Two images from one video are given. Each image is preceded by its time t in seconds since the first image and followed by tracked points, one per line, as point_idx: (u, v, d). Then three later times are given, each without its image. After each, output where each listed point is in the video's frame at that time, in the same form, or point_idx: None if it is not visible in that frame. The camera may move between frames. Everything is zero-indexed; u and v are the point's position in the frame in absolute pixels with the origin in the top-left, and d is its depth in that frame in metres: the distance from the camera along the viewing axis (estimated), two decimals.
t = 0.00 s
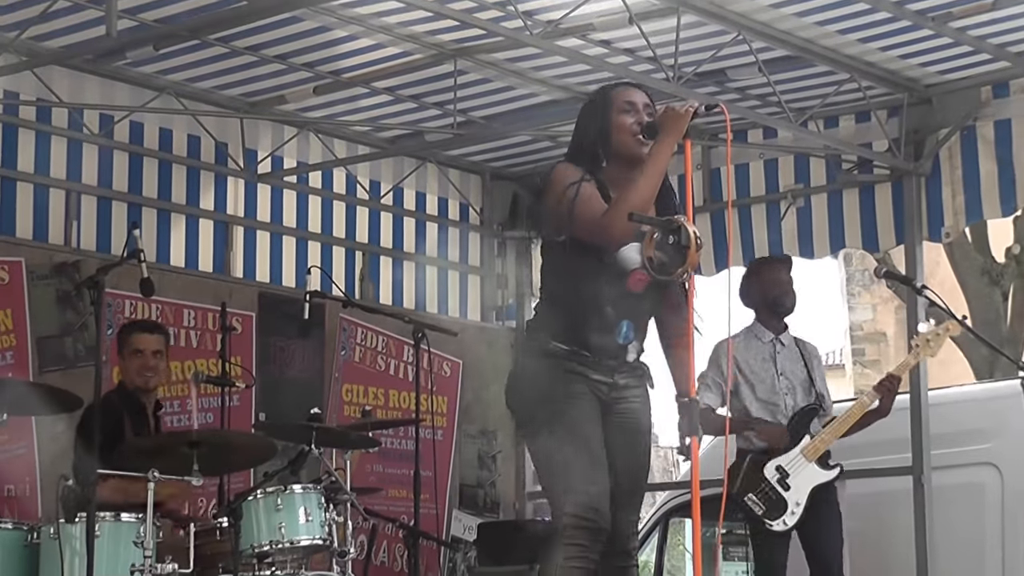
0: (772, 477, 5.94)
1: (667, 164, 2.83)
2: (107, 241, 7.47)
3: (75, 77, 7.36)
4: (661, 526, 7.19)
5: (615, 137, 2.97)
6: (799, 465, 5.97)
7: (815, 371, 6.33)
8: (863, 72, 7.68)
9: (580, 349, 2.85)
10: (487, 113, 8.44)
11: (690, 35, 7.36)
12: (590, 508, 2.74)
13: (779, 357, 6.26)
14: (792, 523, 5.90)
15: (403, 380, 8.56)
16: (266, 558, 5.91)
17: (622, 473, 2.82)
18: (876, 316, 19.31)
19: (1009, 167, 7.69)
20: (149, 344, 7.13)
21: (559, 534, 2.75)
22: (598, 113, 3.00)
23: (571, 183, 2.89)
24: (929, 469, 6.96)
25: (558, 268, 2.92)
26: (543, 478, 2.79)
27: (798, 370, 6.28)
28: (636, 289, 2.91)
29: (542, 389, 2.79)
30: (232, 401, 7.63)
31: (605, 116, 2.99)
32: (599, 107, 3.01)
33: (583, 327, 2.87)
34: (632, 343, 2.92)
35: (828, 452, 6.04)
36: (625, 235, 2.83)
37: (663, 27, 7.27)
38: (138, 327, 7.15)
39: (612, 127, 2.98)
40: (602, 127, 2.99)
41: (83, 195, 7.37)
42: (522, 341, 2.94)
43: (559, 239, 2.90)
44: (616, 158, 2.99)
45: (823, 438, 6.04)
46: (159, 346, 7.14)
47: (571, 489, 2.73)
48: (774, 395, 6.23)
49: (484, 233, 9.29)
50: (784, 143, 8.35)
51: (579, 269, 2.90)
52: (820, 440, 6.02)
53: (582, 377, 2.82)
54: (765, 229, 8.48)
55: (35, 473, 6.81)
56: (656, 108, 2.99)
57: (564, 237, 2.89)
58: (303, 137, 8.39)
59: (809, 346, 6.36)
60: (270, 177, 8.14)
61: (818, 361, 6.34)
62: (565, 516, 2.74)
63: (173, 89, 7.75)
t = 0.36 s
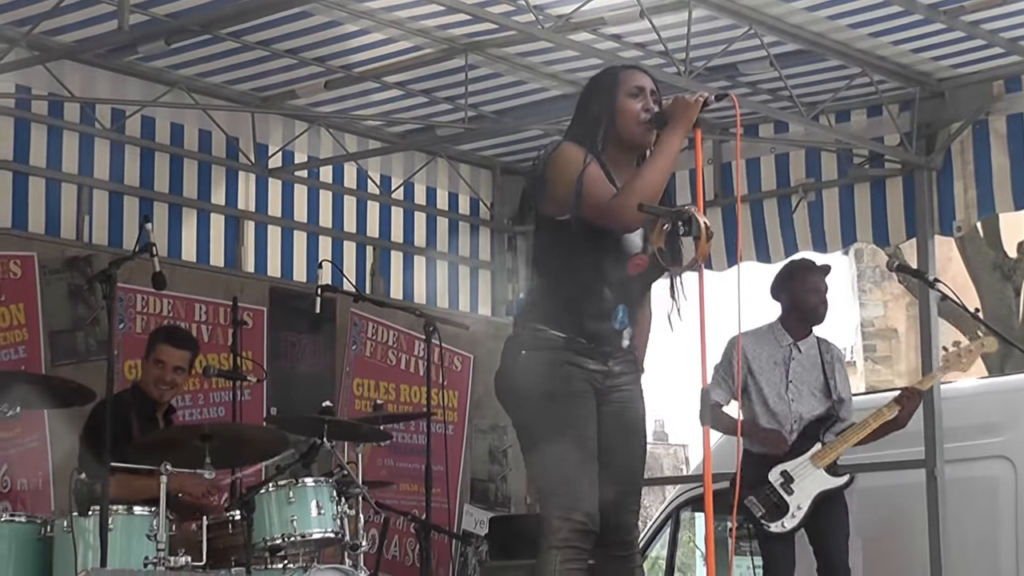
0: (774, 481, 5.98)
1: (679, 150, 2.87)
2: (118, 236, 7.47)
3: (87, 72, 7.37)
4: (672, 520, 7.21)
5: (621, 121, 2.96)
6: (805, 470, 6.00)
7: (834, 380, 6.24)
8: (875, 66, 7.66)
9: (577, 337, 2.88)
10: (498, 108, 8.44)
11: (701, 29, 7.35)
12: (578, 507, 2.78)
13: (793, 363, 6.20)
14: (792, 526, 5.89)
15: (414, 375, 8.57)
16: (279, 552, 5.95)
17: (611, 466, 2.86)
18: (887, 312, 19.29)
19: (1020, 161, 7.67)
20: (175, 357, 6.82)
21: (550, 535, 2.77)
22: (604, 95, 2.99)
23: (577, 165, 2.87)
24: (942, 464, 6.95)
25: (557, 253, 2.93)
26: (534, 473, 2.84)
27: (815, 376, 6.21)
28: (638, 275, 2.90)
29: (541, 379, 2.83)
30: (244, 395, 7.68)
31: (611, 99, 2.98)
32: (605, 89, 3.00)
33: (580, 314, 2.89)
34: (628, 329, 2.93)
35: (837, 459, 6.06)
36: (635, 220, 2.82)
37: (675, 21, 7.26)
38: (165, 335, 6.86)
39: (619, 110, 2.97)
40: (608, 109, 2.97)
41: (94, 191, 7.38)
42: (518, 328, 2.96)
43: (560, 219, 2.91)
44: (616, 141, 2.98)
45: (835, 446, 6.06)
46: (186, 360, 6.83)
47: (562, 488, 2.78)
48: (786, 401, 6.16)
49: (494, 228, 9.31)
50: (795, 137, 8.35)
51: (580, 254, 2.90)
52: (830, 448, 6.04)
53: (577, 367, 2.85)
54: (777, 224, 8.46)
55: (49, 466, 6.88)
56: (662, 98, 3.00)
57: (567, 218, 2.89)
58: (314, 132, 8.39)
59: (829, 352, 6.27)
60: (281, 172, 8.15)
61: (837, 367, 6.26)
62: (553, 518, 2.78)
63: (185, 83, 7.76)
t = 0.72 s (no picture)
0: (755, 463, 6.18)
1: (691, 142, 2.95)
2: (131, 231, 7.49)
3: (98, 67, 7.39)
4: (684, 516, 7.20)
5: (630, 112, 3.03)
6: (786, 452, 6.18)
7: (820, 363, 6.33)
8: (887, 61, 7.63)
9: (571, 330, 2.93)
10: (509, 103, 8.45)
11: (713, 23, 7.33)
12: (586, 502, 2.82)
13: (773, 348, 6.42)
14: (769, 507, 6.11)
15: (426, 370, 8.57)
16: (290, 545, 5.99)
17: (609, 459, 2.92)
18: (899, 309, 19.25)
19: None
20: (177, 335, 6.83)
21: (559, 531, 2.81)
22: (612, 88, 3.07)
23: (588, 156, 2.92)
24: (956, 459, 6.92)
25: (554, 244, 2.97)
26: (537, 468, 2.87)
27: (797, 358, 6.38)
28: (634, 270, 2.95)
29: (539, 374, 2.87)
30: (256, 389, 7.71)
31: (621, 92, 3.05)
32: (614, 80, 3.08)
33: (576, 307, 2.94)
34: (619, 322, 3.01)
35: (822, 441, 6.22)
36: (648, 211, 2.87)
37: (686, 16, 7.25)
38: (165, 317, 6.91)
39: (628, 102, 3.04)
40: (618, 101, 3.05)
41: (106, 185, 7.40)
42: (505, 323, 2.99)
43: (565, 206, 2.94)
44: (626, 134, 3.06)
45: (819, 426, 6.21)
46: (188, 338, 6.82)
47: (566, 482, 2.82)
48: (768, 385, 6.40)
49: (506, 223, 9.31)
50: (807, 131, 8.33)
51: (577, 247, 2.95)
52: (815, 429, 6.20)
53: (574, 360, 2.91)
54: (788, 218, 8.47)
55: (61, 460, 6.91)
56: (669, 93, 3.09)
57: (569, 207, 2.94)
58: (325, 126, 8.38)
59: (816, 334, 6.38)
60: (293, 167, 8.16)
61: (826, 348, 6.34)
62: (561, 513, 2.82)
63: (196, 79, 7.77)
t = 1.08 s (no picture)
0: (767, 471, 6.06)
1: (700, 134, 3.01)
2: (143, 227, 7.49)
3: (111, 63, 7.41)
4: (695, 512, 7.21)
5: (636, 104, 3.11)
6: (795, 457, 6.12)
7: (823, 365, 6.39)
8: (899, 56, 7.61)
9: (579, 323, 3.04)
10: (521, 99, 8.45)
11: (724, 18, 7.32)
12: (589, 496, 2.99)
13: (781, 359, 6.41)
14: (783, 513, 6.05)
15: (438, 366, 8.58)
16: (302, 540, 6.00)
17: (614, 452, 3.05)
18: (911, 305, 19.23)
19: None
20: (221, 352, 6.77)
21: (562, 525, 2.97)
22: (618, 81, 3.14)
23: (596, 146, 3.00)
24: (968, 455, 6.91)
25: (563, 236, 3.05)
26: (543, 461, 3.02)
27: (804, 366, 6.41)
28: (641, 261, 3.04)
29: (547, 366, 3.01)
30: (268, 385, 7.74)
31: (627, 85, 3.13)
32: (620, 73, 3.16)
33: (584, 300, 3.04)
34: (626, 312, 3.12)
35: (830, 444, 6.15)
36: (658, 201, 2.94)
37: (697, 11, 7.25)
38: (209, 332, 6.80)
39: (634, 94, 3.12)
40: (622, 94, 3.13)
41: (119, 181, 7.42)
42: (514, 314, 3.11)
43: (572, 198, 3.04)
44: (631, 127, 3.12)
45: (824, 431, 6.14)
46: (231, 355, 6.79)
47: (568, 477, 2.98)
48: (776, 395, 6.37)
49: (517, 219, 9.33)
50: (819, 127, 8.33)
51: (585, 242, 3.04)
52: (822, 433, 6.13)
53: (581, 353, 3.03)
54: (796, 216, 8.44)
55: (75, 455, 6.93)
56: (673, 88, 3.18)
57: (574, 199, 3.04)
58: (337, 123, 8.41)
59: (815, 338, 6.45)
60: (304, 163, 8.19)
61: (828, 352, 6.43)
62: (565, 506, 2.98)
63: (208, 75, 7.79)
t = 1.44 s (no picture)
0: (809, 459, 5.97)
1: (709, 135, 2.97)
2: (155, 223, 7.51)
3: (123, 60, 7.43)
4: (706, 509, 7.22)
5: (643, 103, 3.05)
6: (838, 444, 6.04)
7: (847, 347, 6.35)
8: (911, 52, 7.60)
9: (595, 324, 3.00)
10: (532, 96, 8.45)
11: (736, 14, 7.32)
12: (616, 493, 2.92)
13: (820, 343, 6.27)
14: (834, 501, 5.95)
15: (450, 363, 8.60)
16: (314, 534, 6.01)
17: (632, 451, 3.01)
18: (923, 303, 19.21)
19: None
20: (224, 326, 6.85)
21: (590, 521, 2.89)
22: (625, 81, 3.08)
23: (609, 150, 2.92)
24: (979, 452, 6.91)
25: (573, 239, 3.00)
26: (565, 458, 2.94)
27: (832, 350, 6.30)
28: (648, 262, 3.03)
29: (568, 365, 2.94)
30: (280, 381, 7.77)
31: (634, 82, 3.06)
32: (627, 73, 3.09)
33: (600, 301, 3.00)
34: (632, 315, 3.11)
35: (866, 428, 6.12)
36: (666, 204, 2.88)
37: (709, 7, 7.24)
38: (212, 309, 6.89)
39: (642, 93, 3.05)
40: (630, 93, 3.06)
41: (131, 178, 7.44)
42: (526, 313, 3.04)
43: (582, 201, 2.98)
44: (640, 127, 3.06)
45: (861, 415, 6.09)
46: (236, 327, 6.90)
47: (598, 473, 2.90)
48: (815, 380, 6.23)
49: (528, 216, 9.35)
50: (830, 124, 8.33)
51: (603, 240, 2.98)
52: (859, 418, 6.07)
53: (600, 354, 2.98)
54: (809, 212, 8.46)
55: (88, 451, 6.96)
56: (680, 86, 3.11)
57: (586, 202, 2.98)
58: (348, 120, 8.42)
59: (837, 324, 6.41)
60: (315, 160, 8.19)
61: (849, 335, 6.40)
62: (592, 505, 2.90)
63: (220, 71, 7.80)
